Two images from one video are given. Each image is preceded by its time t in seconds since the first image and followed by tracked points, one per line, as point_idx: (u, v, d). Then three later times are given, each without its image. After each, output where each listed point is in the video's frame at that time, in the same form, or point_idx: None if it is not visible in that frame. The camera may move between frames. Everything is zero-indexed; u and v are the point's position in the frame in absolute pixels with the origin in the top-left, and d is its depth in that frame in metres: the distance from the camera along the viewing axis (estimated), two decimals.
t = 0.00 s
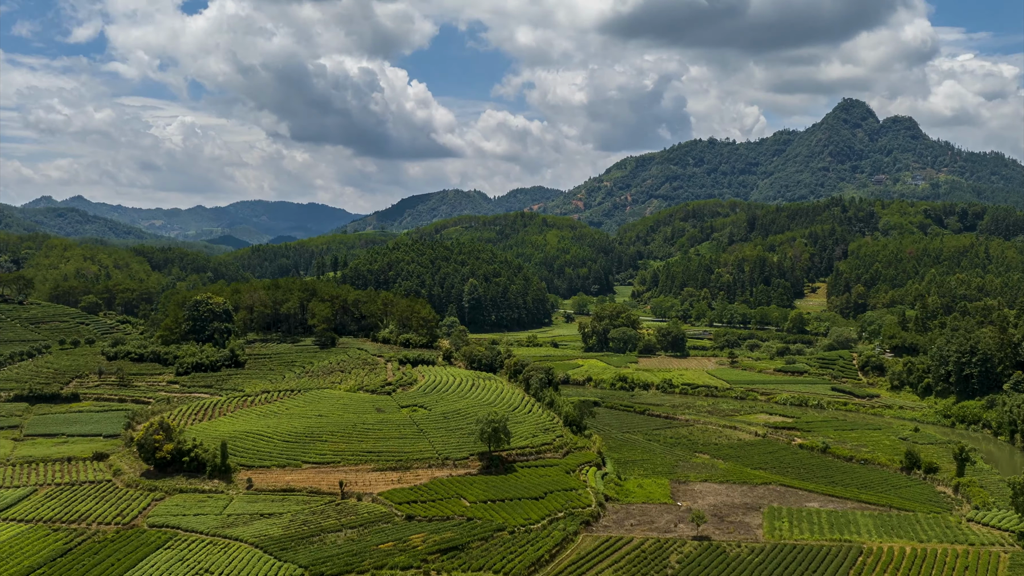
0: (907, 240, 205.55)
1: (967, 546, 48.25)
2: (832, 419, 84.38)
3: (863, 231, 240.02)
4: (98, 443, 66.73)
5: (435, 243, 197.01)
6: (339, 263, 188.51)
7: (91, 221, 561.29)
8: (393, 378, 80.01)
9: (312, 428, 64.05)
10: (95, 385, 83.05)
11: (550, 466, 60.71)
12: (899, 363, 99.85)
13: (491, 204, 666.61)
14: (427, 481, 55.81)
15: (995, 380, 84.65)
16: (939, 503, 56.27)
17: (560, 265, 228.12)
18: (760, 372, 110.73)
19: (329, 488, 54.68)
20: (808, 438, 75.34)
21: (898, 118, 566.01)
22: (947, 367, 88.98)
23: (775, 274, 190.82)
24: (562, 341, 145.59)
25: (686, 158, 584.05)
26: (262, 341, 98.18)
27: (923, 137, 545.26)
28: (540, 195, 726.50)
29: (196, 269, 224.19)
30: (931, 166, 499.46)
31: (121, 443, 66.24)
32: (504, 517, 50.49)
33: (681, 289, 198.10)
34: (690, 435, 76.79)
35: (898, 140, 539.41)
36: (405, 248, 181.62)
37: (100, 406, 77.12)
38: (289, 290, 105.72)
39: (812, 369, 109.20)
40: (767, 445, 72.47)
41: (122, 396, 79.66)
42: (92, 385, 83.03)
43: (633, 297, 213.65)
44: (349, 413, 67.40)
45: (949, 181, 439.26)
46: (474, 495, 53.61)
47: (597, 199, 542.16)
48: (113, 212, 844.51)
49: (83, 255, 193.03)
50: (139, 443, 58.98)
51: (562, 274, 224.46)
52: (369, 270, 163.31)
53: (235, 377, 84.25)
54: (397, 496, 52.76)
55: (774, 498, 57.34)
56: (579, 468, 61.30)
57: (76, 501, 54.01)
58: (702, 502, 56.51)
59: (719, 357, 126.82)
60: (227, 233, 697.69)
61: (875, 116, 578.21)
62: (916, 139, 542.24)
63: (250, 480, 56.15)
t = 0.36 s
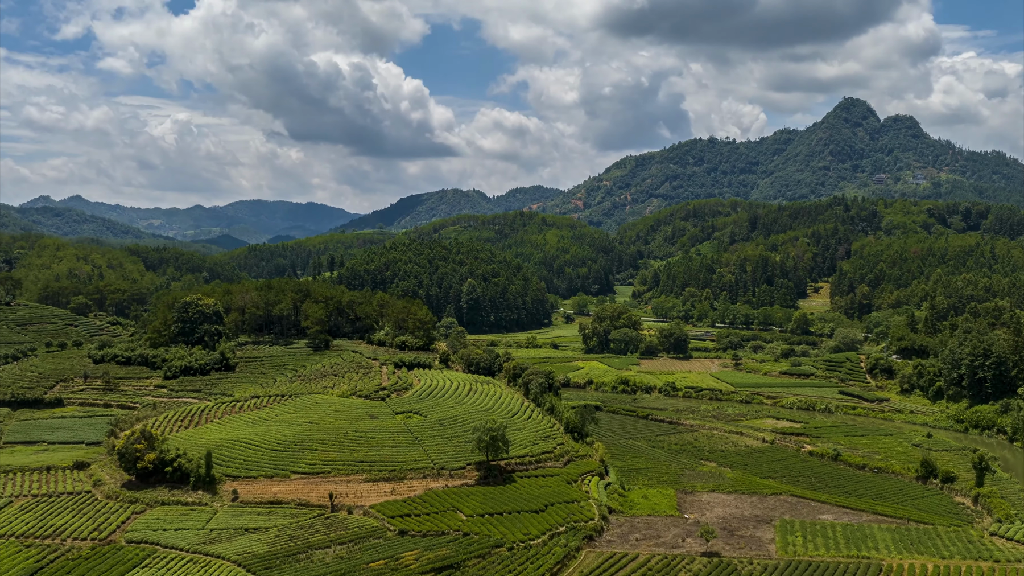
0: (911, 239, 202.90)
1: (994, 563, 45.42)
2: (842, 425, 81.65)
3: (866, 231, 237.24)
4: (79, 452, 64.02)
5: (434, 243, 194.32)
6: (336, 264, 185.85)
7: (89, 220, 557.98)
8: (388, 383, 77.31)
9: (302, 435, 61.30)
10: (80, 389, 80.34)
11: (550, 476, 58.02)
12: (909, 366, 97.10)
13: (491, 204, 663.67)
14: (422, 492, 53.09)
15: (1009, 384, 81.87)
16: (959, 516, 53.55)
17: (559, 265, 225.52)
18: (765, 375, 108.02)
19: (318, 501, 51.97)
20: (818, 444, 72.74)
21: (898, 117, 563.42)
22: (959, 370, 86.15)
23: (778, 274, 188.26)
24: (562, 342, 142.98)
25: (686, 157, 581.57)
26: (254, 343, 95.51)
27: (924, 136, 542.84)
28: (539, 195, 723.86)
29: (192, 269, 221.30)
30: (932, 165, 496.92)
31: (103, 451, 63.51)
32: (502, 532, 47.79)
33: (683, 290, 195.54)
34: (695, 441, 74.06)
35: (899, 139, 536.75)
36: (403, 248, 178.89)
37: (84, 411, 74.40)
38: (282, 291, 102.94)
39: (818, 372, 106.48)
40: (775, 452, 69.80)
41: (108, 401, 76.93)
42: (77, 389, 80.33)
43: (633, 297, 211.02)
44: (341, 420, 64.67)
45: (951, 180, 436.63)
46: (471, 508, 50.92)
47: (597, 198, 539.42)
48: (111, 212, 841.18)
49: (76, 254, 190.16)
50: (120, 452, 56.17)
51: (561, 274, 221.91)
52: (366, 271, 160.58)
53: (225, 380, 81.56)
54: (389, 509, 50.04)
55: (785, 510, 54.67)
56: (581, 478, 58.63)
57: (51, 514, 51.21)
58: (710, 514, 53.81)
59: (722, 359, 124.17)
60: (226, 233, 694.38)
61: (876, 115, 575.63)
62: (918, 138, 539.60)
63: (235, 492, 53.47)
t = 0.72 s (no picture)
0: (914, 239, 200.41)
1: None
2: (851, 431, 78.96)
3: (868, 231, 234.64)
4: (58, 461, 61.09)
5: (431, 243, 191.69)
6: (331, 264, 183.15)
7: (85, 220, 554.26)
8: (381, 388, 74.48)
9: (289, 445, 58.45)
10: (62, 394, 77.44)
11: (550, 488, 55.27)
12: (918, 370, 94.42)
13: (490, 204, 660.86)
14: (415, 506, 50.30)
15: None
16: (981, 531, 50.90)
17: (558, 265, 222.91)
18: (770, 379, 105.32)
19: (305, 515, 49.14)
20: (828, 453, 70.09)
21: (898, 117, 561.42)
22: (971, 374, 83.40)
23: (780, 275, 185.72)
24: (561, 345, 140.37)
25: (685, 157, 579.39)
26: (244, 346, 92.74)
27: (924, 135, 540.78)
28: (538, 195, 721.54)
29: (186, 269, 218.28)
30: (932, 165, 494.79)
31: (82, 461, 60.51)
32: (500, 550, 44.96)
33: (683, 290, 192.97)
34: (700, 449, 71.31)
35: (899, 138, 534.56)
36: (399, 248, 175.96)
37: (66, 418, 71.54)
38: (274, 293, 100.15)
39: (824, 376, 103.83)
40: (784, 461, 67.10)
41: (90, 407, 74.05)
42: (59, 394, 77.44)
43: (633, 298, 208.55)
44: (331, 429, 61.80)
45: (951, 180, 434.47)
46: (467, 524, 48.13)
47: (596, 198, 536.98)
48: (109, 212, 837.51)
49: (68, 255, 187.22)
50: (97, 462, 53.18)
51: (560, 274, 219.35)
52: (362, 271, 157.84)
53: (213, 385, 78.80)
54: (380, 524, 47.21)
55: (798, 524, 51.99)
56: (582, 490, 55.91)
57: (22, 529, 48.15)
58: (719, 528, 51.08)
59: (725, 362, 121.59)
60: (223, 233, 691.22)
61: (876, 115, 573.56)
62: (918, 137, 537.26)
63: (218, 506, 50.60)
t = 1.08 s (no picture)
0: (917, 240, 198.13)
1: None
2: (860, 438, 76.45)
3: (869, 231, 232.49)
4: (34, 472, 57.98)
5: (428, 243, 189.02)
6: (326, 265, 180.43)
7: (81, 220, 550.33)
8: (373, 395, 71.82)
9: (276, 456, 55.68)
10: (43, 399, 74.43)
11: (550, 501, 52.69)
12: (927, 374, 91.90)
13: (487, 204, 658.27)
14: (407, 521, 47.60)
15: None
16: (1003, 547, 48.46)
17: (556, 266, 220.33)
18: (773, 383, 102.78)
19: (290, 531, 46.34)
20: (837, 462, 67.66)
21: (897, 117, 559.99)
22: (983, 379, 80.94)
23: (781, 276, 183.31)
24: (559, 347, 137.82)
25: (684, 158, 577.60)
26: (234, 350, 90.01)
27: (923, 136, 539.31)
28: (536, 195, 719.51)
29: (179, 270, 215.20)
30: (931, 166, 493.22)
31: (59, 472, 57.42)
32: (497, 570, 42.24)
33: (683, 292, 190.50)
34: (704, 457, 68.70)
35: (898, 139, 533.01)
36: (395, 249, 173.24)
37: (46, 425, 68.48)
38: (264, 295, 97.42)
39: (829, 380, 101.30)
40: (792, 470, 64.65)
41: (72, 413, 70.99)
42: (40, 400, 74.41)
43: (632, 299, 206.04)
44: (320, 438, 59.06)
45: (950, 181, 432.80)
46: (462, 541, 45.42)
47: (594, 199, 534.84)
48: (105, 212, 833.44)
49: (59, 256, 184.18)
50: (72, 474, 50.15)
51: (558, 275, 216.86)
52: (357, 272, 155.14)
53: (200, 391, 76.01)
54: (370, 540, 44.44)
55: (811, 540, 49.49)
56: (583, 503, 53.35)
57: None
58: (728, 544, 48.56)
59: (727, 365, 119.04)
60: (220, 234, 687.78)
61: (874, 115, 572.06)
62: (917, 138, 535.57)
63: (199, 521, 47.74)
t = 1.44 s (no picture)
0: (920, 241, 195.73)
1: None
2: (873, 448, 73.61)
3: (871, 233, 230.23)
4: (6, 485, 54.41)
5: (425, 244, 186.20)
6: (322, 267, 177.65)
7: (77, 221, 546.72)
8: (366, 403, 69.02)
9: (261, 469, 52.63)
10: (22, 406, 71.06)
11: (550, 517, 49.91)
12: (938, 381, 89.27)
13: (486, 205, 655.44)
14: (398, 540, 44.61)
15: None
16: None
17: (556, 268, 217.63)
18: (779, 388, 100.04)
19: (273, 551, 43.12)
20: (850, 473, 65.02)
21: (897, 119, 558.33)
22: (998, 387, 78.35)
23: (784, 278, 180.73)
24: (559, 351, 135.16)
25: (683, 159, 575.27)
26: (223, 355, 87.15)
27: (924, 137, 537.60)
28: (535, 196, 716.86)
29: (173, 272, 212.11)
30: (932, 168, 491.22)
31: (32, 486, 53.88)
32: None
33: (684, 294, 187.94)
34: (711, 468, 65.91)
35: (898, 140, 530.99)
36: (391, 250, 170.55)
37: (23, 433, 64.95)
38: (255, 298, 94.61)
39: (837, 386, 98.64)
40: (803, 482, 62.06)
41: (52, 421, 67.53)
42: (18, 406, 71.05)
43: (633, 301, 203.30)
44: (308, 450, 56.07)
45: (951, 182, 430.92)
46: (457, 562, 42.39)
47: (594, 200, 532.48)
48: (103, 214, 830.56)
49: (49, 257, 181.04)
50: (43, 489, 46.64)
51: (557, 277, 214.25)
52: (352, 274, 152.34)
53: (187, 398, 73.15)
54: (359, 561, 41.32)
55: (827, 559, 46.91)
56: (585, 520, 50.53)
57: None
58: (739, 564, 45.86)
59: (730, 369, 116.42)
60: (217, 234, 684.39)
61: (875, 116, 570.32)
62: (917, 139, 533.60)
63: (177, 539, 44.45)
